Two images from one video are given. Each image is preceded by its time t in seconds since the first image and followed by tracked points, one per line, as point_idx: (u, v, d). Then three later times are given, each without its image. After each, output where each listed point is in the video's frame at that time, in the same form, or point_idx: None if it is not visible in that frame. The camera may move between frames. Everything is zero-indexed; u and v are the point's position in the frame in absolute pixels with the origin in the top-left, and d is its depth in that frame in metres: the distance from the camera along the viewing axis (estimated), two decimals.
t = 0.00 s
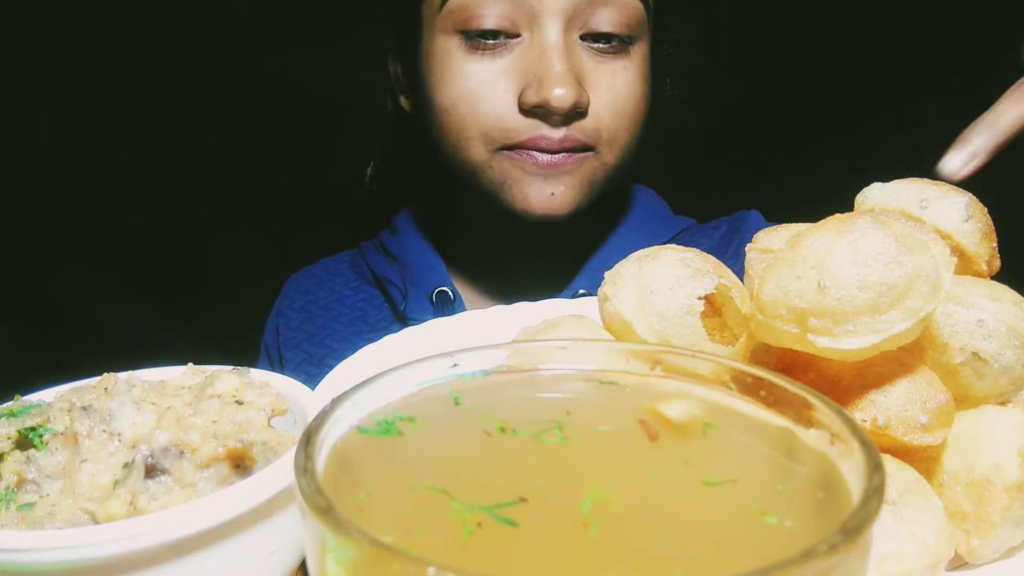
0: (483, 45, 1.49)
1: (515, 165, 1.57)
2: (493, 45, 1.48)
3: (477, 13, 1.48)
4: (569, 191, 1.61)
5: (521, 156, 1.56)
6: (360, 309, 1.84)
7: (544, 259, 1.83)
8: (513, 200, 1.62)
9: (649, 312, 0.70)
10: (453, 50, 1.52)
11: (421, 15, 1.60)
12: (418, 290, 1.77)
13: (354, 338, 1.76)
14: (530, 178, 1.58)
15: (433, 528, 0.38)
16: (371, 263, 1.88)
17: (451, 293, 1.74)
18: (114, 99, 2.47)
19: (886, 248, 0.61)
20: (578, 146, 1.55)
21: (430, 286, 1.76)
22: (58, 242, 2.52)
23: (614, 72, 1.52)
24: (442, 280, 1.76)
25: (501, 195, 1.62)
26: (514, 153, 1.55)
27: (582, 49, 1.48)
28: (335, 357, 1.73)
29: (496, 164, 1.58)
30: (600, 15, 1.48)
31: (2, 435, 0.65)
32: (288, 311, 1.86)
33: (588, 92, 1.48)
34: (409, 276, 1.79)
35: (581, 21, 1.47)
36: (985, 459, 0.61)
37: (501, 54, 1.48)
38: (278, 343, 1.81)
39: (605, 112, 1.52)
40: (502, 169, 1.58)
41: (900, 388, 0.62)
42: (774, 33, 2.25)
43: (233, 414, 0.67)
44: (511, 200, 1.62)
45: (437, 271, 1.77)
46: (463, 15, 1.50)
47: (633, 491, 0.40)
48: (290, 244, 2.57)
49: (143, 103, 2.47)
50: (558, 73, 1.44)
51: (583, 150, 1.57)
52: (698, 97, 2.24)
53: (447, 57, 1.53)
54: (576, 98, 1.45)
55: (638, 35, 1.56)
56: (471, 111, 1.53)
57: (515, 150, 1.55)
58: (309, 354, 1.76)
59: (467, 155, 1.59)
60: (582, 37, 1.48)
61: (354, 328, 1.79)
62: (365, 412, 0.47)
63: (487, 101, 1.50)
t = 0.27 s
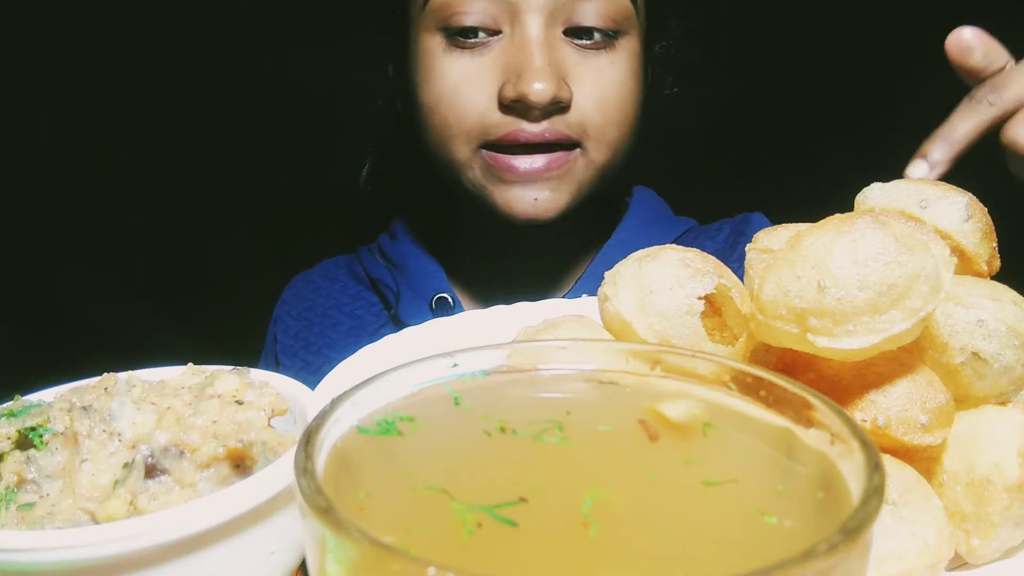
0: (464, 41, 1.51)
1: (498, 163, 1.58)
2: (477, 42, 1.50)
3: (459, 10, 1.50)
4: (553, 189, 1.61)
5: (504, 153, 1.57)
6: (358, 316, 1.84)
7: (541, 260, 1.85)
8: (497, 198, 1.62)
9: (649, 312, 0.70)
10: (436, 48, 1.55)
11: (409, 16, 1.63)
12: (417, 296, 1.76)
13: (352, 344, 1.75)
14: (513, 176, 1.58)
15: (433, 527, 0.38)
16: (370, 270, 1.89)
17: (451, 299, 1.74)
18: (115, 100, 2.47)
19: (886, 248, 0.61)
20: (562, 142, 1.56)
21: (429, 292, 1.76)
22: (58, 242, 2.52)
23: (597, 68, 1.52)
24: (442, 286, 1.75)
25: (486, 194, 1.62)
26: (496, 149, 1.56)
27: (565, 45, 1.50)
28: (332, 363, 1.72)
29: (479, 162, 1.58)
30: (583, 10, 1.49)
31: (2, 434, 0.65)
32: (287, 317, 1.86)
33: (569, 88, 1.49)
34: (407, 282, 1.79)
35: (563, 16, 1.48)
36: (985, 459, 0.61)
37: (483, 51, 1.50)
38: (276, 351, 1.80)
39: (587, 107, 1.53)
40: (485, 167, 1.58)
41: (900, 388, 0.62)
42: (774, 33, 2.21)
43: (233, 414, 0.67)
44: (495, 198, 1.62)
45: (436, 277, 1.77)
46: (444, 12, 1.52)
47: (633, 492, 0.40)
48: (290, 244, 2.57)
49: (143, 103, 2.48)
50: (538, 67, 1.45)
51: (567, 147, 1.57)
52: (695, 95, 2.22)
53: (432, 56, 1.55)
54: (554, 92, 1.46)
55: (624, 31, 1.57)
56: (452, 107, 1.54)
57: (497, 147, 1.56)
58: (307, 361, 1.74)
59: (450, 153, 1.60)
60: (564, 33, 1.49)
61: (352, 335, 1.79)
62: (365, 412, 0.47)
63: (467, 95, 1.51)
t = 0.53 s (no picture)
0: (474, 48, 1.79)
1: (504, 168, 1.93)
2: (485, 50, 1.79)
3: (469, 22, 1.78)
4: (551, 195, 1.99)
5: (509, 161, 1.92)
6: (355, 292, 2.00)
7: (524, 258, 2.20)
8: (503, 202, 2.00)
9: (649, 311, 0.70)
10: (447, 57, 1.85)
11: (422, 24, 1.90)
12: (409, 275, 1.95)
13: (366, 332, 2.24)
14: (518, 181, 1.95)
15: (433, 528, 0.38)
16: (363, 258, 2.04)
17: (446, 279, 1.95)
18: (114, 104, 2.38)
19: (886, 249, 0.61)
20: (561, 151, 1.90)
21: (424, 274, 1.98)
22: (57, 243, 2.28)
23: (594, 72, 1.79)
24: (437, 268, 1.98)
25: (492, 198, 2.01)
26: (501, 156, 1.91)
27: (564, 54, 1.78)
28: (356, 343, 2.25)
29: (486, 167, 1.95)
30: (582, 20, 1.75)
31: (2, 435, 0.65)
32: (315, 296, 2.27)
33: (567, 98, 1.80)
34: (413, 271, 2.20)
35: (563, 27, 1.75)
36: (985, 459, 0.61)
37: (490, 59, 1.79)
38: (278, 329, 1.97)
39: (585, 112, 1.82)
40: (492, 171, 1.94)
41: (900, 388, 0.62)
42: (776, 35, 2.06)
43: (233, 414, 0.67)
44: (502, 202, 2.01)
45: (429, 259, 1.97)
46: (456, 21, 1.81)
47: (633, 491, 0.40)
48: (291, 245, 2.26)
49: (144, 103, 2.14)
50: (536, 79, 1.76)
51: (565, 156, 1.91)
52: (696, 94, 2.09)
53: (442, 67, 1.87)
54: (552, 101, 1.75)
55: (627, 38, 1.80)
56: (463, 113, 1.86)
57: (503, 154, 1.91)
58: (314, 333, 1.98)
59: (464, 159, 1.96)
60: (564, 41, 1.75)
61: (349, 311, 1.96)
62: (365, 412, 0.47)
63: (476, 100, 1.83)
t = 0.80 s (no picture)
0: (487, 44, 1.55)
1: (516, 168, 1.62)
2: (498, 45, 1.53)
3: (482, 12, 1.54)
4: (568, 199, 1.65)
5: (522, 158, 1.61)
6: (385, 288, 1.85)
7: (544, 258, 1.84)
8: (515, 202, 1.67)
9: (649, 312, 0.70)
10: (459, 49, 1.59)
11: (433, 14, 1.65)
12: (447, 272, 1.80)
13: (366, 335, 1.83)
14: (531, 182, 1.63)
15: (433, 527, 0.38)
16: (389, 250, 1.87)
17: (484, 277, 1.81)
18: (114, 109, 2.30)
19: (886, 249, 0.61)
20: (579, 151, 1.58)
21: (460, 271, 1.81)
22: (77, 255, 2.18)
23: (619, 75, 1.54)
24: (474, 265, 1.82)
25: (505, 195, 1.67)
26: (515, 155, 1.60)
27: (587, 50, 1.51)
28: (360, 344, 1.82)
29: (498, 165, 1.63)
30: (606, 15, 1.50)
31: (2, 435, 0.65)
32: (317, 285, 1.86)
33: (585, 97, 1.51)
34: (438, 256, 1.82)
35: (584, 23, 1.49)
36: (985, 459, 0.61)
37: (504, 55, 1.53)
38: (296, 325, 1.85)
39: (606, 117, 1.54)
40: (503, 170, 1.63)
41: (900, 388, 0.62)
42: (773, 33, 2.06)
43: (233, 414, 0.67)
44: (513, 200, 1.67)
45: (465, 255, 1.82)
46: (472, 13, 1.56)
47: (632, 491, 0.40)
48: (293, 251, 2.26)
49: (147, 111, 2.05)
50: (555, 76, 1.48)
51: (584, 157, 1.59)
52: (707, 96, 2.02)
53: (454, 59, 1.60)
54: (570, 102, 1.48)
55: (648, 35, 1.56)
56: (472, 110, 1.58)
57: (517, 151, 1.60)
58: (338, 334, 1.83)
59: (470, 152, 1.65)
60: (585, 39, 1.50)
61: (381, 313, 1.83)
62: (364, 412, 0.47)
63: (487, 100, 1.56)
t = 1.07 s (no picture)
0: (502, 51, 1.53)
1: (532, 166, 1.61)
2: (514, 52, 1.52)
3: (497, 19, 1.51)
4: (584, 194, 1.65)
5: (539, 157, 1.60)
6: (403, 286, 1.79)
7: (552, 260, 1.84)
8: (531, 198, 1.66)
9: (649, 312, 0.70)
10: (474, 55, 1.57)
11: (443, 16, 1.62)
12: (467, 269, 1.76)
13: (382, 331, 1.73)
14: (547, 179, 1.62)
15: (433, 528, 0.38)
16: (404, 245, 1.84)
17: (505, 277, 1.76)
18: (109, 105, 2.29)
19: (886, 249, 0.61)
20: (596, 150, 1.59)
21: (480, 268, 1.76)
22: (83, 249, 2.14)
23: (634, 81, 1.54)
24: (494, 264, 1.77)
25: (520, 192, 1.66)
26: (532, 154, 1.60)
27: (602, 57, 1.51)
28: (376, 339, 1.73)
29: (515, 163, 1.62)
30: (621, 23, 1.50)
31: (2, 435, 0.65)
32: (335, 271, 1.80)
33: (602, 103, 1.51)
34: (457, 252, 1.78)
35: (600, 31, 1.49)
36: (985, 459, 0.61)
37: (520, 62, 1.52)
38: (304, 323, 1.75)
39: (621, 121, 1.55)
40: (519, 169, 1.62)
41: (900, 388, 0.62)
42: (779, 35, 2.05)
43: (233, 414, 0.67)
44: (528, 196, 1.66)
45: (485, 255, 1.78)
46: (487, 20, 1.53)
47: (632, 491, 0.40)
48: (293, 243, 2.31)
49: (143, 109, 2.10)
50: (572, 84, 1.47)
51: (600, 154, 1.60)
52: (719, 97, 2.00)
53: (468, 63, 1.58)
54: (587, 108, 1.48)
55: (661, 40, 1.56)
56: (487, 114, 1.57)
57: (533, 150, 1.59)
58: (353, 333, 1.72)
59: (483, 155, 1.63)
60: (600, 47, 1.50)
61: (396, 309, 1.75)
62: (364, 412, 0.47)
63: (503, 104, 1.55)
